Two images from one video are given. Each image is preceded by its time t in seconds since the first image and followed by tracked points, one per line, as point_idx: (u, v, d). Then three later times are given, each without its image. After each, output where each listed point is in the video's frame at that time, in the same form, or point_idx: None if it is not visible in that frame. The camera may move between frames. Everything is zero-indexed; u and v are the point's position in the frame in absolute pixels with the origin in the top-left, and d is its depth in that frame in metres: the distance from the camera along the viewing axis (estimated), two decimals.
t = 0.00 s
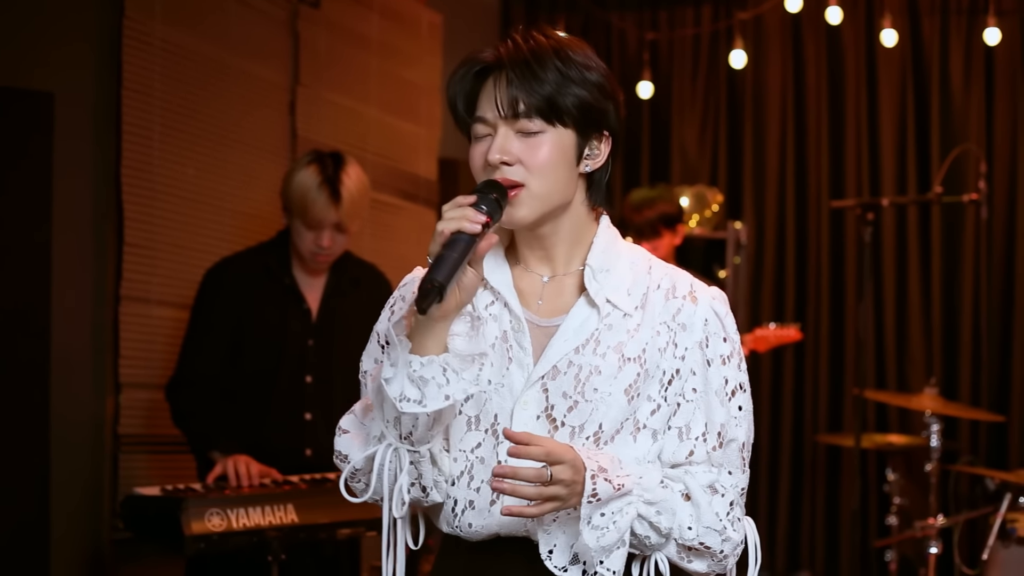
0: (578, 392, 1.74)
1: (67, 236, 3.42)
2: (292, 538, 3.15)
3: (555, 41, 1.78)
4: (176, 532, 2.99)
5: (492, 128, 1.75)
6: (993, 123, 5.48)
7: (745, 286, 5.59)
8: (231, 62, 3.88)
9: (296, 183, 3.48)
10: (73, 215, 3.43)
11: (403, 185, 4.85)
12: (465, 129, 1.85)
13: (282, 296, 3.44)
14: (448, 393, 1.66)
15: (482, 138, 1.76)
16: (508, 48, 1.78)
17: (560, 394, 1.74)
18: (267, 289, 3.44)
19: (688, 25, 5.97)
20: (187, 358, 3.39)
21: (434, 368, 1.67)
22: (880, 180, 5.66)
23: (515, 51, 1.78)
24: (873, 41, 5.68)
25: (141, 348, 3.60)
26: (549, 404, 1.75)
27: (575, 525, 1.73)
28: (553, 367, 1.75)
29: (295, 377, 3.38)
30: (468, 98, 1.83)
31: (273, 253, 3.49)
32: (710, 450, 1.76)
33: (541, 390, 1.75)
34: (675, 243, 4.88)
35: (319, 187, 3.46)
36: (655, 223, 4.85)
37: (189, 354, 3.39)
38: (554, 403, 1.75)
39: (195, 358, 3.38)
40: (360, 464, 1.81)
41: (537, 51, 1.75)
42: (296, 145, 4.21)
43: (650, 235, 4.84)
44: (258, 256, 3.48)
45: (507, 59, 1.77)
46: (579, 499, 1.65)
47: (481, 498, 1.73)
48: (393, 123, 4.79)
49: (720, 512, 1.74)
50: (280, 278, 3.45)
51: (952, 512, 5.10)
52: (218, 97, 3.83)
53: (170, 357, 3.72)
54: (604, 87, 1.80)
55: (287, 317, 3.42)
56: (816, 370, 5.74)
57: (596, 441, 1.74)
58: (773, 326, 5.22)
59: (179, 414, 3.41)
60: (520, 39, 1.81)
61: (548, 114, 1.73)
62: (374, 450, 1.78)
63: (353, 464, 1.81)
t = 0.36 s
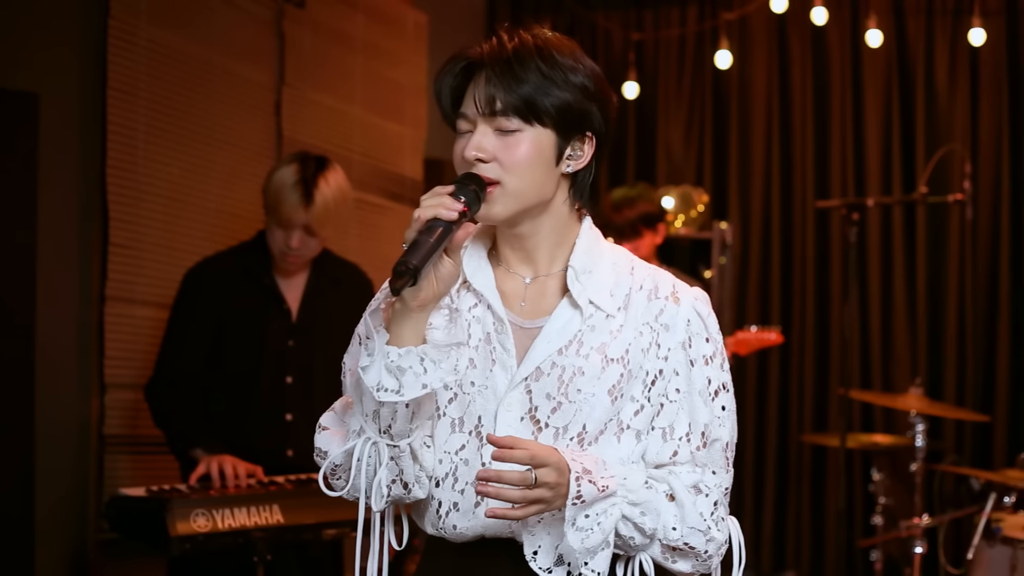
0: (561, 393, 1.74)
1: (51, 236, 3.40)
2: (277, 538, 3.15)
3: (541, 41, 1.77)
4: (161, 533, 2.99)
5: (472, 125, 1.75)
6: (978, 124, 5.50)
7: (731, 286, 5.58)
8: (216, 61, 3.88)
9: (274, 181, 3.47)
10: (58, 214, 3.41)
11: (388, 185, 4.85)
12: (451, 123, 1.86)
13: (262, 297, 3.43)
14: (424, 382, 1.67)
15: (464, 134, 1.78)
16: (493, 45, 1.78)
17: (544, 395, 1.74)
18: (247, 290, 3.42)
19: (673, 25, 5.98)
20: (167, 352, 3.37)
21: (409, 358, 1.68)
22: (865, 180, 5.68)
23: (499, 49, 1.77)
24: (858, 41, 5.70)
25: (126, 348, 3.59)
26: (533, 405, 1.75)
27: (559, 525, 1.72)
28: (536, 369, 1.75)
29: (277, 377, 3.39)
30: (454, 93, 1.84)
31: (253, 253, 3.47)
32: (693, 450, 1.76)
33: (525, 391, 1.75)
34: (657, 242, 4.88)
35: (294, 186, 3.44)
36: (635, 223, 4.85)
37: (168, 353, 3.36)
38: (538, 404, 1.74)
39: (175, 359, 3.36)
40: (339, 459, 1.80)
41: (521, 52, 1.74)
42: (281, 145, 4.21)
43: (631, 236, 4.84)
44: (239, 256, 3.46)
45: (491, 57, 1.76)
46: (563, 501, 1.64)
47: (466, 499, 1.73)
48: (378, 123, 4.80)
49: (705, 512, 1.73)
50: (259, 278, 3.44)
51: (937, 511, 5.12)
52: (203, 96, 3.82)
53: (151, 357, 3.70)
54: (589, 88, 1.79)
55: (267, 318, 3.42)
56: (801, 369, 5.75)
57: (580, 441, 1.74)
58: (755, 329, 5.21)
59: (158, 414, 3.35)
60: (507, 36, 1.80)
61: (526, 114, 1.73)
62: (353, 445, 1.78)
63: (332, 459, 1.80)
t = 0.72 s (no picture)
0: (545, 393, 1.74)
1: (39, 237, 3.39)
2: (266, 539, 3.14)
3: (535, 40, 1.78)
4: (150, 535, 2.97)
5: (462, 119, 1.75)
6: (966, 124, 5.53)
7: (719, 286, 5.58)
8: (205, 61, 3.87)
9: (252, 180, 3.51)
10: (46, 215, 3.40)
11: (377, 185, 4.86)
12: (438, 118, 1.85)
13: (241, 299, 3.43)
14: (402, 373, 1.66)
15: (452, 128, 1.77)
16: (487, 42, 1.78)
17: (528, 396, 1.74)
18: (228, 291, 3.42)
19: (662, 26, 5.98)
20: (146, 356, 3.35)
21: (389, 350, 1.68)
22: (854, 180, 5.69)
23: (493, 45, 1.77)
24: (847, 42, 5.71)
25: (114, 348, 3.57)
26: (517, 406, 1.75)
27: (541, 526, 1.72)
28: (520, 370, 1.75)
29: (258, 379, 3.40)
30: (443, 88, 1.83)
31: (230, 254, 3.46)
32: (678, 450, 1.76)
33: (509, 392, 1.75)
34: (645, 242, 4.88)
35: (273, 186, 3.50)
36: (622, 222, 4.85)
37: (148, 355, 3.34)
38: (522, 405, 1.75)
39: (158, 362, 3.34)
40: (319, 452, 1.79)
41: (515, 48, 1.75)
42: (270, 145, 4.21)
43: (618, 235, 4.84)
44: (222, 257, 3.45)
45: (483, 53, 1.76)
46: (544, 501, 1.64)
47: (450, 500, 1.73)
48: (367, 123, 4.80)
49: (689, 512, 1.73)
50: (239, 280, 3.44)
51: (927, 510, 5.14)
52: (192, 97, 3.82)
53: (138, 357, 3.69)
54: (580, 90, 1.79)
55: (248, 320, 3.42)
56: (790, 369, 5.76)
57: (564, 441, 1.74)
58: (740, 329, 5.22)
59: (140, 419, 3.34)
60: (501, 34, 1.80)
61: (518, 110, 1.72)
62: (331, 438, 1.77)
63: (312, 452, 1.79)
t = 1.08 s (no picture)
0: (533, 394, 1.74)
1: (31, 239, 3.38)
2: (259, 540, 3.13)
3: (518, 41, 1.76)
4: (142, 536, 2.97)
5: (451, 126, 1.74)
6: (958, 124, 5.54)
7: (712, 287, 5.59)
8: (197, 61, 3.87)
9: (239, 181, 3.41)
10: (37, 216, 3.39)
11: (369, 185, 4.86)
12: (427, 123, 1.84)
13: (225, 299, 3.42)
14: (395, 382, 1.67)
15: (441, 135, 1.76)
16: (470, 46, 1.77)
17: (516, 396, 1.74)
18: (211, 291, 3.41)
19: (654, 26, 5.98)
20: (130, 352, 3.35)
21: (382, 358, 1.68)
22: (846, 181, 5.70)
23: (477, 49, 1.76)
24: (839, 42, 5.72)
25: (106, 349, 3.57)
26: (505, 407, 1.75)
27: (526, 526, 1.72)
28: (508, 371, 1.74)
29: (243, 379, 3.41)
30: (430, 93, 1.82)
31: (214, 253, 3.45)
32: (666, 451, 1.76)
33: (497, 392, 1.75)
34: (638, 242, 4.88)
35: (260, 190, 3.39)
36: (615, 222, 4.84)
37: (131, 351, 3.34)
38: (510, 405, 1.75)
39: (143, 357, 3.34)
40: (313, 460, 1.79)
41: (500, 52, 1.74)
42: (262, 146, 4.20)
43: (611, 235, 4.84)
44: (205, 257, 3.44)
45: (469, 57, 1.76)
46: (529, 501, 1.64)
47: (440, 501, 1.73)
48: (359, 123, 4.80)
49: (677, 514, 1.73)
50: (222, 280, 3.43)
51: (919, 510, 5.15)
52: (184, 97, 3.81)
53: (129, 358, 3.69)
54: (567, 88, 1.79)
55: (232, 320, 3.42)
56: (783, 368, 5.76)
57: (551, 442, 1.74)
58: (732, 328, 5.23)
59: (125, 417, 3.31)
60: (484, 36, 1.79)
61: (507, 116, 1.72)
62: (326, 447, 1.77)
63: (306, 461, 1.79)
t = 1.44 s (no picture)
0: (527, 396, 1.74)
1: (26, 240, 3.38)
2: (255, 541, 3.13)
3: (511, 42, 1.76)
4: (138, 537, 2.96)
5: (442, 128, 1.74)
6: (953, 126, 5.56)
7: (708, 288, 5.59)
8: (193, 63, 3.87)
9: (235, 196, 3.37)
10: (33, 216, 3.39)
11: (365, 187, 4.86)
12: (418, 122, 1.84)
13: (220, 301, 3.41)
14: (385, 381, 1.66)
15: (433, 136, 1.76)
16: (462, 46, 1.77)
17: (510, 398, 1.74)
18: (207, 294, 3.39)
19: (650, 27, 5.98)
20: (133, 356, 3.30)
21: (372, 356, 1.67)
22: (842, 182, 5.71)
23: (469, 50, 1.76)
24: (835, 44, 5.73)
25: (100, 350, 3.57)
26: (499, 408, 1.75)
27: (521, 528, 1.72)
28: (502, 372, 1.74)
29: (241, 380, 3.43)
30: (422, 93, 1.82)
31: (209, 254, 3.43)
32: (660, 452, 1.76)
33: (491, 394, 1.75)
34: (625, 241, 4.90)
35: (260, 202, 3.37)
36: (604, 223, 4.86)
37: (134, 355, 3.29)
38: (504, 407, 1.74)
39: (145, 363, 3.30)
40: (305, 459, 1.78)
41: (491, 53, 1.74)
42: (258, 147, 4.20)
43: (599, 235, 4.85)
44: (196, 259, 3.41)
45: (461, 58, 1.75)
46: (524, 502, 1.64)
47: (433, 503, 1.73)
48: (355, 124, 4.80)
49: (671, 515, 1.73)
50: (217, 281, 3.41)
51: (915, 511, 5.15)
52: (180, 98, 3.81)
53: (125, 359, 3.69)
54: (559, 89, 1.78)
55: (228, 322, 3.43)
56: (779, 369, 5.77)
57: (545, 443, 1.74)
58: (730, 331, 5.22)
59: (138, 417, 3.27)
60: (476, 37, 1.79)
61: (498, 118, 1.72)
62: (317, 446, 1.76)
63: (298, 460, 1.78)
